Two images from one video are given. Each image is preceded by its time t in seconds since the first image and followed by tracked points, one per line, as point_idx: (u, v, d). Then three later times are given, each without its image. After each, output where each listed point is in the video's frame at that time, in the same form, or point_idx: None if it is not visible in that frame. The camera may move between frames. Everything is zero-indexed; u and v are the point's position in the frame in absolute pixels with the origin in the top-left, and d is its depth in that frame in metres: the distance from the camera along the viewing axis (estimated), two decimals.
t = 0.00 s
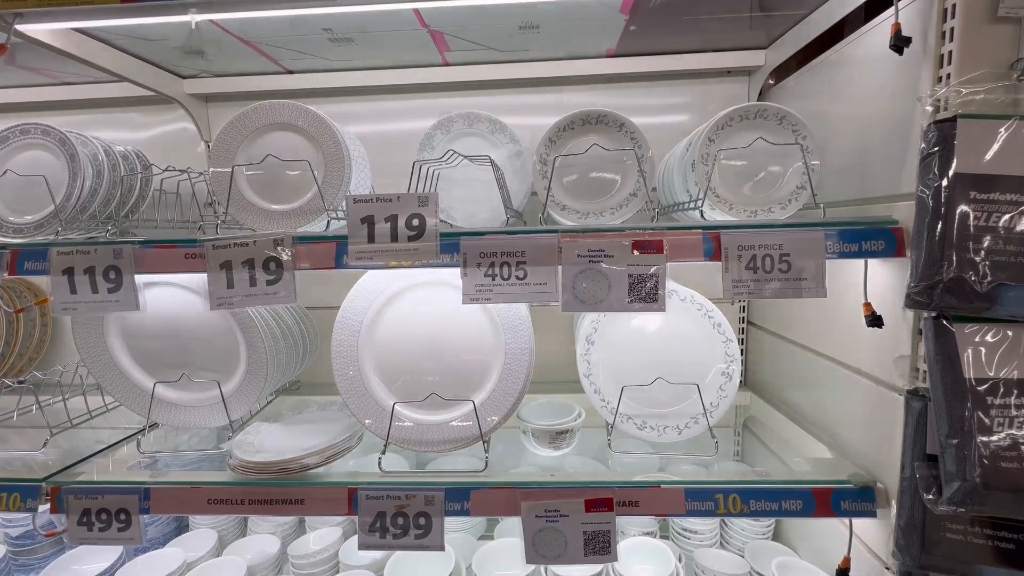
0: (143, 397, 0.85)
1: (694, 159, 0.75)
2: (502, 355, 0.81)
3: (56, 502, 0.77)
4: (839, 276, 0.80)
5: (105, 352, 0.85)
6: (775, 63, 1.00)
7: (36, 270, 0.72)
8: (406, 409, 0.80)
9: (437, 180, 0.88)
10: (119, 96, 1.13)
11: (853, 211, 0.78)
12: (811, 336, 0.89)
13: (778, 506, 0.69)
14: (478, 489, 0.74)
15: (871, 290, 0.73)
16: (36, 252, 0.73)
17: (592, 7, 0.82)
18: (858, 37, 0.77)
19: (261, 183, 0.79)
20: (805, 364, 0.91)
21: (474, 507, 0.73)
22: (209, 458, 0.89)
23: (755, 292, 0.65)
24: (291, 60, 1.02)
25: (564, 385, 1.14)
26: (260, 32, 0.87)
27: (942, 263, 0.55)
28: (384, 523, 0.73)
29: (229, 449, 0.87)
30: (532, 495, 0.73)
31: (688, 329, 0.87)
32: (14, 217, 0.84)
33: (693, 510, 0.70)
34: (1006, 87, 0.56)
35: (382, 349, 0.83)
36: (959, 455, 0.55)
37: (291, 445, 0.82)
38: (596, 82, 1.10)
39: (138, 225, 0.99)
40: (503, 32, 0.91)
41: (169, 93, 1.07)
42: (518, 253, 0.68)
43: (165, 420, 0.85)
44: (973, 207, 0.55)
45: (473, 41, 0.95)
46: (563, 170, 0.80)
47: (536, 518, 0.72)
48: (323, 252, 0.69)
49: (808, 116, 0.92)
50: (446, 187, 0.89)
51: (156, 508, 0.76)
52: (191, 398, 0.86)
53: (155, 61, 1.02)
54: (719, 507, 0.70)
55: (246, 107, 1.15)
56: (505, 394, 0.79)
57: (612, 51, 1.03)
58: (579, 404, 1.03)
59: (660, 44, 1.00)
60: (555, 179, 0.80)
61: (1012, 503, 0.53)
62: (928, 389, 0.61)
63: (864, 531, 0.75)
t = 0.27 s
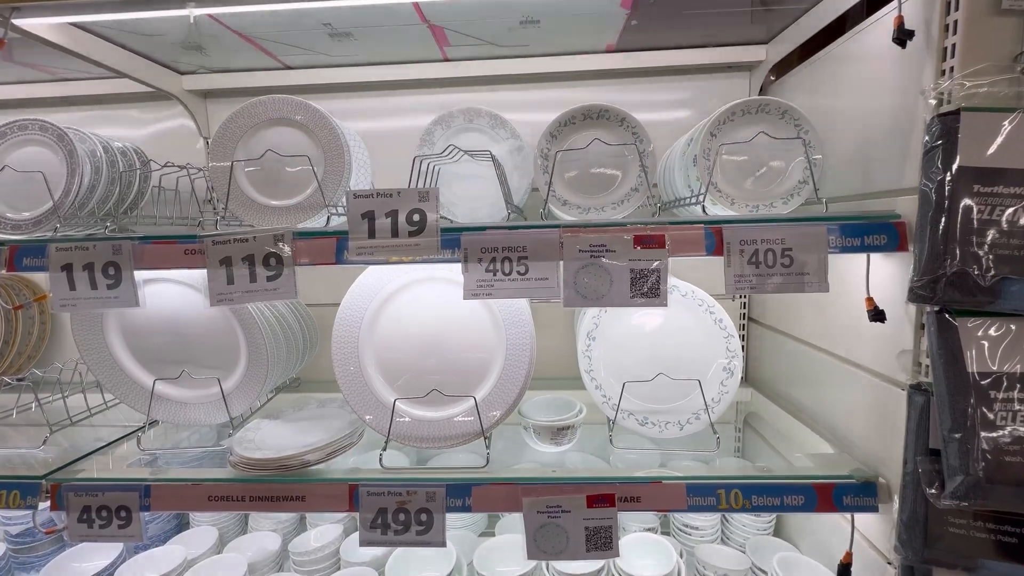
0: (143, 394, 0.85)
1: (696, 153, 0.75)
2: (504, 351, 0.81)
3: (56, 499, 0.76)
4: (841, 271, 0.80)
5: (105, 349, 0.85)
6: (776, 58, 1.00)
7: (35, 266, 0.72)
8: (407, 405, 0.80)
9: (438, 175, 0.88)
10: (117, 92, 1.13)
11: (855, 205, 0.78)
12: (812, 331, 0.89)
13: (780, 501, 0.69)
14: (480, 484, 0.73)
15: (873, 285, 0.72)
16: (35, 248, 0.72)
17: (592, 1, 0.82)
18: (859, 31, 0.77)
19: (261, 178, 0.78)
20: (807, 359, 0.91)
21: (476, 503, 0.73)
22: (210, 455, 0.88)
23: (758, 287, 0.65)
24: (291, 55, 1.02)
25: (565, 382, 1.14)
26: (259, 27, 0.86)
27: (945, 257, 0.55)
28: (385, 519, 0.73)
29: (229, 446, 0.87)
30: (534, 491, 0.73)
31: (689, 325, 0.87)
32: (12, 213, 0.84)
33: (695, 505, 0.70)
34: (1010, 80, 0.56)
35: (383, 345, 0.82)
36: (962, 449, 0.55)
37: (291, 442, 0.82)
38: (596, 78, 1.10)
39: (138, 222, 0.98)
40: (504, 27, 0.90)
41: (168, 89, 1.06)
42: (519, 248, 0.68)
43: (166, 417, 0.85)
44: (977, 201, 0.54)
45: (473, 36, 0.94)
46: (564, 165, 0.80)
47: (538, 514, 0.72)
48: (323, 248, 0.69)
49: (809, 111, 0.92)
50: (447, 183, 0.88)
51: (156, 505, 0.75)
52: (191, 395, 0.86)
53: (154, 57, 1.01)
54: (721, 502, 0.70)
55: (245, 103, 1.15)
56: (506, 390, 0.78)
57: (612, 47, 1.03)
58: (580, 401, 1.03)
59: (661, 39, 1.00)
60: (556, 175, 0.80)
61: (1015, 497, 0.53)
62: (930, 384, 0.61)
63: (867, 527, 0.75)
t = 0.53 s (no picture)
0: (140, 395, 0.85)
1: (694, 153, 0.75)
2: (502, 351, 0.81)
3: (53, 502, 0.76)
4: (839, 270, 0.80)
5: (101, 350, 0.84)
6: (773, 57, 1.00)
7: (31, 267, 0.72)
8: (405, 406, 0.80)
9: (435, 175, 0.88)
10: (114, 93, 1.12)
11: (853, 205, 0.78)
12: (811, 331, 0.89)
13: (778, 501, 0.69)
14: (478, 485, 0.73)
15: (871, 284, 0.72)
16: (31, 250, 0.72)
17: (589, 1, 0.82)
18: (857, 30, 0.77)
19: (258, 179, 0.78)
20: (805, 359, 0.91)
21: (474, 504, 0.73)
22: (208, 456, 0.88)
23: (756, 286, 0.65)
24: (288, 56, 1.02)
25: (563, 382, 1.14)
26: (256, 27, 0.86)
27: (943, 256, 0.55)
28: (383, 521, 0.73)
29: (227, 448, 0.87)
30: (532, 492, 0.72)
31: (687, 325, 0.87)
32: (8, 215, 0.83)
33: (693, 505, 0.70)
34: (1007, 78, 0.56)
35: (381, 346, 0.82)
36: (960, 448, 0.55)
37: (289, 443, 0.81)
38: (594, 78, 1.10)
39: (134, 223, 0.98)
40: (501, 27, 0.90)
41: (165, 90, 1.06)
42: (517, 248, 0.67)
43: (163, 419, 0.84)
44: (974, 200, 0.54)
45: (470, 36, 0.94)
46: (562, 165, 0.80)
47: (536, 514, 0.72)
48: (321, 248, 0.69)
49: (807, 110, 0.92)
50: (445, 183, 0.88)
51: (154, 507, 0.75)
52: (189, 396, 0.85)
53: (150, 58, 1.01)
54: (720, 502, 0.70)
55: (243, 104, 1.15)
56: (504, 391, 0.78)
57: (610, 47, 1.03)
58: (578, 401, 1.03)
59: (658, 39, 1.00)
60: (554, 175, 0.79)
61: (1014, 496, 0.53)
62: (928, 383, 0.61)
63: (865, 526, 0.75)
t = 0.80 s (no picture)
0: (136, 396, 0.84)
1: (691, 150, 0.74)
2: (499, 351, 0.80)
3: (48, 504, 0.76)
4: (838, 268, 0.79)
5: (97, 351, 0.84)
6: (771, 55, 1.00)
7: (26, 268, 0.71)
8: (402, 406, 0.79)
9: (432, 174, 0.87)
10: (111, 93, 1.12)
11: (852, 202, 0.77)
12: (810, 329, 0.88)
13: (778, 500, 0.69)
14: (475, 485, 0.73)
15: (870, 281, 0.72)
16: (26, 250, 0.72)
17: None
18: (855, 26, 0.76)
19: (253, 179, 0.78)
20: (805, 358, 0.90)
21: (471, 505, 0.72)
22: (204, 458, 0.88)
23: (754, 284, 0.64)
24: (284, 56, 1.02)
25: (562, 382, 1.14)
26: (251, 27, 0.86)
27: (943, 253, 0.55)
28: (380, 522, 0.72)
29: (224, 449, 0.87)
30: (530, 492, 0.72)
31: (686, 324, 0.86)
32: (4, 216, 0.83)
33: (692, 505, 0.70)
34: (1007, 73, 0.55)
35: (378, 346, 0.82)
36: (961, 447, 0.54)
37: (285, 443, 0.81)
38: (591, 77, 1.10)
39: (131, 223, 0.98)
40: (497, 26, 0.90)
41: (161, 91, 1.06)
42: (513, 246, 0.67)
43: (159, 420, 0.84)
44: (973, 196, 0.54)
45: (467, 35, 0.94)
46: (558, 163, 0.79)
47: (534, 515, 0.71)
48: (316, 248, 0.69)
49: (805, 108, 0.91)
50: (441, 182, 0.88)
51: (150, 508, 0.75)
52: (185, 397, 0.85)
53: (147, 59, 1.01)
54: (719, 502, 0.69)
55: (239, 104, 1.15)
56: (501, 391, 0.78)
57: (607, 45, 1.02)
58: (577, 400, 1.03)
59: (656, 37, 1.00)
60: (551, 173, 0.79)
61: (1016, 495, 0.52)
62: (929, 381, 0.60)
63: (866, 526, 0.74)
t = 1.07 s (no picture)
0: (132, 399, 0.84)
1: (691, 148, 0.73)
2: (497, 352, 0.79)
3: (42, 508, 0.75)
4: (841, 267, 0.78)
5: (93, 354, 0.83)
6: (772, 51, 0.98)
7: (19, 270, 0.71)
8: (399, 408, 0.78)
9: (429, 174, 0.87)
10: (108, 95, 1.12)
11: (855, 199, 0.76)
12: (813, 328, 0.87)
13: (782, 503, 0.67)
14: (472, 489, 0.72)
15: (874, 280, 0.71)
16: (19, 253, 0.71)
17: None
18: (857, 21, 0.75)
19: (248, 179, 0.77)
20: (808, 358, 0.89)
21: (469, 509, 0.71)
22: (201, 461, 0.87)
23: (755, 283, 0.63)
24: (280, 56, 1.01)
25: (562, 383, 1.13)
26: (246, 26, 0.85)
27: (948, 250, 0.53)
28: (377, 526, 0.71)
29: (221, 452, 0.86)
30: (528, 496, 0.71)
31: (687, 324, 0.85)
32: None
33: (694, 508, 0.69)
34: (1013, 66, 0.54)
35: (375, 347, 0.81)
36: (969, 448, 0.53)
37: (282, 446, 0.80)
38: (590, 75, 1.09)
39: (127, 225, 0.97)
40: (494, 24, 0.89)
41: (158, 92, 1.05)
42: (510, 246, 0.66)
43: (155, 424, 0.83)
44: (979, 192, 0.53)
45: (464, 34, 0.93)
46: (556, 162, 0.78)
47: (533, 519, 0.70)
48: (311, 249, 0.68)
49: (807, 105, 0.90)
50: (439, 182, 0.87)
51: (144, 513, 0.74)
52: (181, 400, 0.84)
53: (143, 60, 1.00)
54: (721, 505, 0.68)
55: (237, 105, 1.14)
56: (500, 392, 0.77)
57: (606, 43, 1.01)
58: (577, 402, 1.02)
59: (655, 34, 0.99)
60: (548, 172, 0.78)
61: None
62: (935, 381, 0.59)
63: (872, 529, 0.73)
